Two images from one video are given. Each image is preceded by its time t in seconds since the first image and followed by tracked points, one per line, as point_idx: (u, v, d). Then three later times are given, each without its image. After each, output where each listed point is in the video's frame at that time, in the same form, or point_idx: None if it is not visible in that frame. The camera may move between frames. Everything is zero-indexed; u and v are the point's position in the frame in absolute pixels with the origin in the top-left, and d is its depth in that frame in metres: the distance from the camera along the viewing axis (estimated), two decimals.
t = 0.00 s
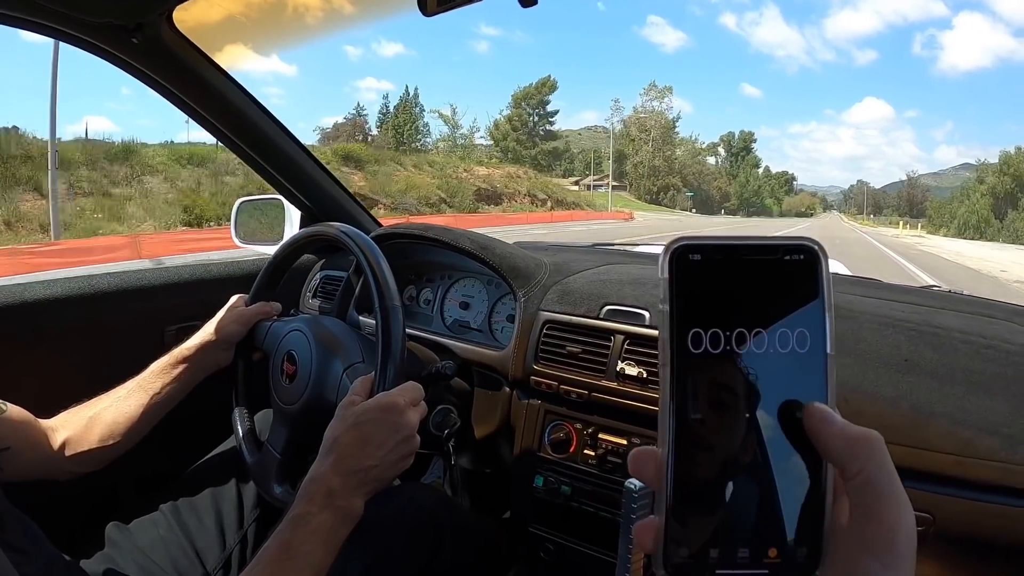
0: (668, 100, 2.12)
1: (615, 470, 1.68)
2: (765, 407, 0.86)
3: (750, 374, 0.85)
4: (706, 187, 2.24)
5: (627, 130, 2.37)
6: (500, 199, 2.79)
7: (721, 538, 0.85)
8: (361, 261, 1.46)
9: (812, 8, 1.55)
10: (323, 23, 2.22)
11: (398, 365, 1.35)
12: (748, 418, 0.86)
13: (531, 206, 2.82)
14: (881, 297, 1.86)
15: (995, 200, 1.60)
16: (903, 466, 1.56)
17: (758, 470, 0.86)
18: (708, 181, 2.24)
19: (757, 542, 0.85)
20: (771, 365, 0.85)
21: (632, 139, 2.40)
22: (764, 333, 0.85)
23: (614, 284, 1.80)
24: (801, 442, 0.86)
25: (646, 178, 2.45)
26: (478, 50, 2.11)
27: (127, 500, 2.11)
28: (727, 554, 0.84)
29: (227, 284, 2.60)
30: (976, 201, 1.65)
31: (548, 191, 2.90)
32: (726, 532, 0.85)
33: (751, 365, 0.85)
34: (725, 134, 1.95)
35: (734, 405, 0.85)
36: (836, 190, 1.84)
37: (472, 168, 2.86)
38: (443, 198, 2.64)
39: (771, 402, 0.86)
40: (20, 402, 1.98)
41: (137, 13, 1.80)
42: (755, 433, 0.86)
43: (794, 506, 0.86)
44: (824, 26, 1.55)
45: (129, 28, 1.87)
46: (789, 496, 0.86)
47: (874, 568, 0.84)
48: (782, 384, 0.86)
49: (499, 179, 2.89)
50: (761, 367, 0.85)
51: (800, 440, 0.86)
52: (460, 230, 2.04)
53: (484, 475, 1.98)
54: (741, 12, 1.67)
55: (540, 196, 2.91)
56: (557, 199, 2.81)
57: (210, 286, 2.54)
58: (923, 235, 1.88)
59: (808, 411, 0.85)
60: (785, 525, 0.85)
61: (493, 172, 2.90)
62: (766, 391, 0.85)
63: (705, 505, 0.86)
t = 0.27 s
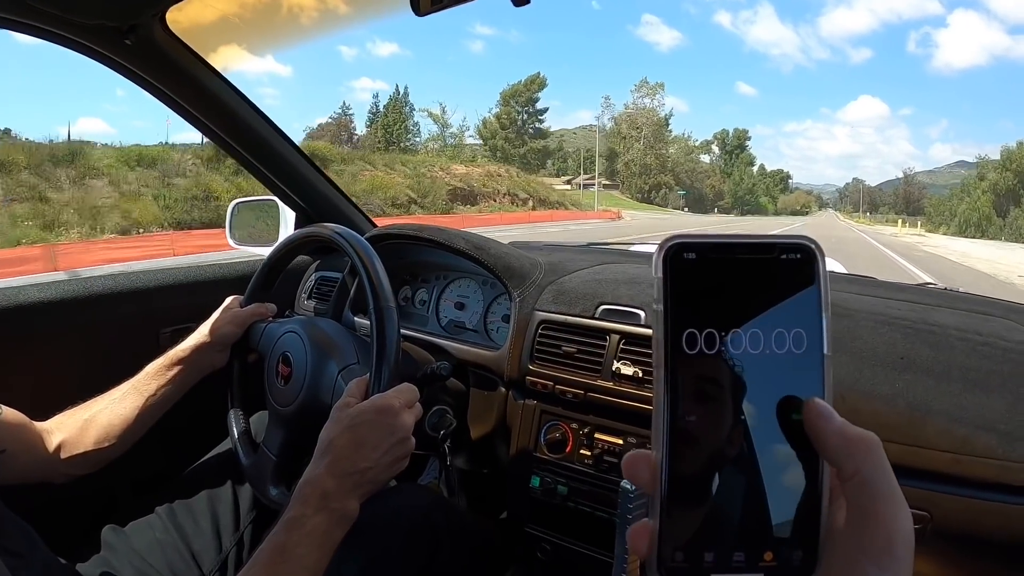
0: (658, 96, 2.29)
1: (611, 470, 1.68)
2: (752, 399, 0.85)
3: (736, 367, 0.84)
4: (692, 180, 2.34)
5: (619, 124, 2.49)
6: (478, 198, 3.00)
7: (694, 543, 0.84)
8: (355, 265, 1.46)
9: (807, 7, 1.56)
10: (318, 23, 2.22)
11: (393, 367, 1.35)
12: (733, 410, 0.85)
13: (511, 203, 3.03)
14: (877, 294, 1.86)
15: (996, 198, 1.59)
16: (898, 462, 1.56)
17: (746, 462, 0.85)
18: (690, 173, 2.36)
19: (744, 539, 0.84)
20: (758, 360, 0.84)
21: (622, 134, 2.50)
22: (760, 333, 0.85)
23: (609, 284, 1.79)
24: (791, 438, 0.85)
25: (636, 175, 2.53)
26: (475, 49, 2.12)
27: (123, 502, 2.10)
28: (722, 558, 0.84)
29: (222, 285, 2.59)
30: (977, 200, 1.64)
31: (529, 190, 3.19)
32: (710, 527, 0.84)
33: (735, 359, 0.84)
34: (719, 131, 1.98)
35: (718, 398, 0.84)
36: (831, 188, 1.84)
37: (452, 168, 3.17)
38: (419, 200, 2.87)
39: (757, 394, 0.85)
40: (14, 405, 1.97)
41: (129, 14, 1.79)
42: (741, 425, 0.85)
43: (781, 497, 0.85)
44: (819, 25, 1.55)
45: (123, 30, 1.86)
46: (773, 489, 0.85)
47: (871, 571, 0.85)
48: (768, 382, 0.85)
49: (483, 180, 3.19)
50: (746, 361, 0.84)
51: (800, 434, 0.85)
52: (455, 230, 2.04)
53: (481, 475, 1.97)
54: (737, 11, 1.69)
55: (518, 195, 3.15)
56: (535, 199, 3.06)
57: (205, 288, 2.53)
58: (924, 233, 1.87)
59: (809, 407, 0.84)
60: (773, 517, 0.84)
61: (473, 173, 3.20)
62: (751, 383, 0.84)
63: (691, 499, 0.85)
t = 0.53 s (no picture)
0: (649, 93, 2.18)
1: (602, 469, 1.69)
2: (741, 377, 0.86)
3: (722, 347, 0.85)
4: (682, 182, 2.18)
5: (607, 124, 2.39)
6: (451, 201, 2.78)
7: (686, 526, 0.85)
8: (347, 267, 1.46)
9: (798, 6, 1.56)
10: (310, 25, 2.22)
11: (384, 368, 1.35)
12: (724, 392, 0.86)
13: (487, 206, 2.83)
14: (867, 292, 1.86)
15: (996, 195, 1.57)
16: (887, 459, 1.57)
17: (736, 443, 0.86)
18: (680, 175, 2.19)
19: (736, 522, 0.85)
20: (746, 343, 0.85)
21: (610, 133, 2.40)
22: (753, 315, 0.85)
23: (599, 283, 1.80)
24: (787, 419, 0.86)
25: (626, 174, 2.40)
26: (467, 50, 2.11)
27: (117, 505, 2.10)
28: (715, 545, 0.85)
29: (215, 288, 2.59)
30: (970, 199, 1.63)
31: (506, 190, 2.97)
32: (702, 509, 0.86)
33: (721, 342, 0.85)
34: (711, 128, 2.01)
35: (703, 379, 0.85)
36: (822, 187, 1.84)
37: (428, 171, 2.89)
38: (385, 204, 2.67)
39: (750, 374, 0.86)
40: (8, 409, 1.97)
41: (120, 20, 1.79)
42: (732, 406, 0.86)
43: (773, 475, 0.86)
44: (811, 23, 1.56)
45: (113, 34, 1.87)
46: (765, 468, 0.86)
47: (864, 557, 0.85)
48: (761, 364, 0.85)
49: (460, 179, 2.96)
50: (734, 343, 0.85)
51: (794, 417, 0.86)
52: (445, 231, 2.05)
53: (474, 475, 1.98)
54: (729, 11, 1.71)
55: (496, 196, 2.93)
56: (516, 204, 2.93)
57: (197, 291, 2.53)
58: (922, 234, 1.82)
59: (802, 390, 0.85)
60: (765, 496, 0.86)
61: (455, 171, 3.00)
62: (740, 365, 0.85)
63: (679, 487, 0.86)
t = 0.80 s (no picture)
0: (645, 90, 2.17)
1: (604, 468, 1.69)
2: (742, 374, 0.86)
3: (722, 343, 0.85)
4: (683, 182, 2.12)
5: (603, 123, 2.37)
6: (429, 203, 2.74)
7: (688, 524, 0.85)
8: (348, 266, 1.47)
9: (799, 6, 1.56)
10: (312, 27, 2.23)
11: (386, 367, 1.35)
12: (725, 391, 0.86)
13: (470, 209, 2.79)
14: (869, 291, 1.85)
15: (1004, 192, 1.56)
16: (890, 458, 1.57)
17: (738, 442, 0.86)
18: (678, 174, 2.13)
19: (739, 520, 0.86)
20: (748, 341, 0.85)
21: (607, 133, 2.38)
22: (755, 311, 0.86)
23: (600, 282, 1.80)
24: (790, 414, 0.87)
25: (622, 174, 2.34)
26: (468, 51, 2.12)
27: (120, 506, 2.10)
28: (718, 541, 0.85)
29: (216, 289, 2.60)
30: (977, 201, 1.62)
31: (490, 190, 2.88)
32: (702, 509, 0.86)
33: (724, 339, 0.85)
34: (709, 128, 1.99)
35: (703, 378, 0.85)
36: (824, 187, 1.84)
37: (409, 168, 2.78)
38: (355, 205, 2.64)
39: (750, 371, 0.86)
40: (11, 410, 1.98)
41: (122, 21, 1.79)
42: (733, 404, 0.86)
43: (774, 472, 0.87)
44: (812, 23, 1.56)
45: (114, 35, 1.87)
46: (765, 466, 0.87)
47: (868, 550, 0.85)
48: (763, 362, 0.86)
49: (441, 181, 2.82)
50: (736, 341, 0.85)
51: (796, 412, 0.87)
52: (447, 231, 2.05)
53: (477, 475, 1.99)
54: (729, 11, 1.71)
55: (480, 198, 2.86)
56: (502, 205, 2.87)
57: (199, 292, 2.53)
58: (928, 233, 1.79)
59: (803, 386, 0.85)
60: (766, 494, 0.86)
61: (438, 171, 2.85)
62: (742, 362, 0.86)
63: (676, 478, 0.86)
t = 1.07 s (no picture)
0: (640, 86, 2.20)
1: (602, 465, 1.68)
2: (739, 385, 0.85)
3: (716, 350, 0.85)
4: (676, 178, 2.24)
5: (598, 119, 2.42)
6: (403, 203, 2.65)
7: (686, 529, 0.84)
8: (344, 265, 1.46)
9: (797, 3, 1.56)
10: (309, 26, 2.23)
11: (384, 365, 1.35)
12: (719, 395, 0.85)
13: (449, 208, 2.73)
14: (868, 287, 1.84)
15: (1010, 188, 1.56)
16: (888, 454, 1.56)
17: (733, 450, 0.85)
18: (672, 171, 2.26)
19: (737, 526, 0.85)
20: (746, 347, 0.84)
21: (602, 129, 2.43)
22: (757, 317, 0.85)
23: (599, 279, 1.80)
24: (787, 422, 0.85)
25: (616, 171, 2.45)
26: (466, 50, 2.12)
27: (117, 505, 2.10)
28: (718, 547, 0.84)
29: (214, 289, 2.59)
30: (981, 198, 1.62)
31: (470, 189, 2.86)
32: (698, 514, 0.85)
33: (720, 345, 0.85)
34: (706, 125, 1.98)
35: (696, 383, 0.85)
36: (823, 183, 1.84)
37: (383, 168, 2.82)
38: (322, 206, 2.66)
39: (744, 379, 0.85)
40: (7, 410, 1.97)
41: (117, 18, 1.78)
42: (729, 411, 0.85)
43: (770, 484, 0.86)
44: (809, 21, 1.55)
45: (110, 34, 1.86)
46: (761, 476, 0.85)
47: (869, 556, 0.86)
48: (760, 368, 0.85)
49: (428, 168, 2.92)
50: (731, 346, 0.84)
51: (795, 420, 0.85)
52: (445, 228, 2.04)
53: (475, 473, 1.98)
54: (728, 8, 1.71)
55: (459, 196, 2.84)
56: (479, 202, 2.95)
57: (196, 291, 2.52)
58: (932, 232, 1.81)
59: (806, 396, 0.84)
60: (760, 505, 0.85)
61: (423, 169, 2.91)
62: (738, 367, 0.84)
63: (676, 485, 0.85)
